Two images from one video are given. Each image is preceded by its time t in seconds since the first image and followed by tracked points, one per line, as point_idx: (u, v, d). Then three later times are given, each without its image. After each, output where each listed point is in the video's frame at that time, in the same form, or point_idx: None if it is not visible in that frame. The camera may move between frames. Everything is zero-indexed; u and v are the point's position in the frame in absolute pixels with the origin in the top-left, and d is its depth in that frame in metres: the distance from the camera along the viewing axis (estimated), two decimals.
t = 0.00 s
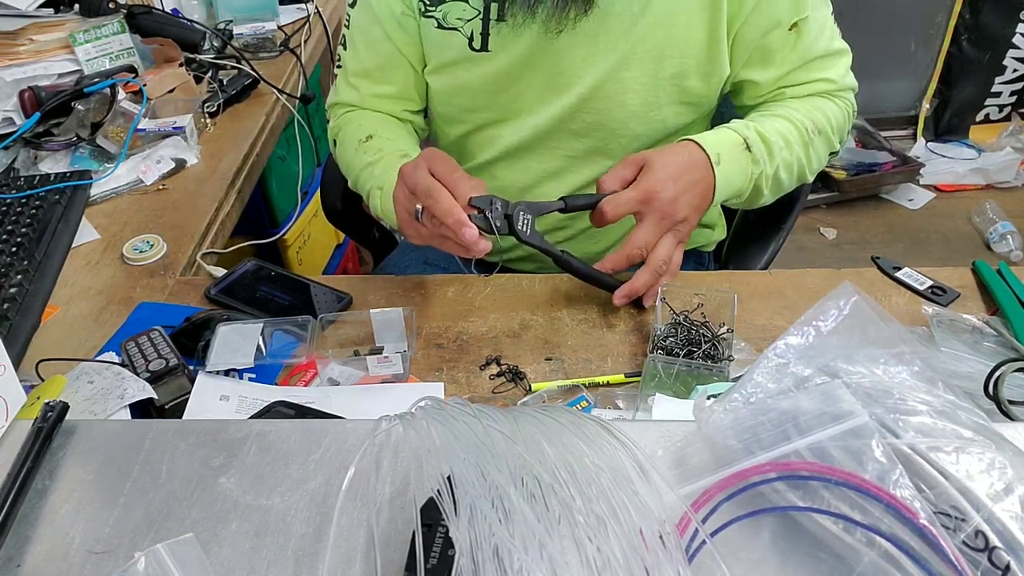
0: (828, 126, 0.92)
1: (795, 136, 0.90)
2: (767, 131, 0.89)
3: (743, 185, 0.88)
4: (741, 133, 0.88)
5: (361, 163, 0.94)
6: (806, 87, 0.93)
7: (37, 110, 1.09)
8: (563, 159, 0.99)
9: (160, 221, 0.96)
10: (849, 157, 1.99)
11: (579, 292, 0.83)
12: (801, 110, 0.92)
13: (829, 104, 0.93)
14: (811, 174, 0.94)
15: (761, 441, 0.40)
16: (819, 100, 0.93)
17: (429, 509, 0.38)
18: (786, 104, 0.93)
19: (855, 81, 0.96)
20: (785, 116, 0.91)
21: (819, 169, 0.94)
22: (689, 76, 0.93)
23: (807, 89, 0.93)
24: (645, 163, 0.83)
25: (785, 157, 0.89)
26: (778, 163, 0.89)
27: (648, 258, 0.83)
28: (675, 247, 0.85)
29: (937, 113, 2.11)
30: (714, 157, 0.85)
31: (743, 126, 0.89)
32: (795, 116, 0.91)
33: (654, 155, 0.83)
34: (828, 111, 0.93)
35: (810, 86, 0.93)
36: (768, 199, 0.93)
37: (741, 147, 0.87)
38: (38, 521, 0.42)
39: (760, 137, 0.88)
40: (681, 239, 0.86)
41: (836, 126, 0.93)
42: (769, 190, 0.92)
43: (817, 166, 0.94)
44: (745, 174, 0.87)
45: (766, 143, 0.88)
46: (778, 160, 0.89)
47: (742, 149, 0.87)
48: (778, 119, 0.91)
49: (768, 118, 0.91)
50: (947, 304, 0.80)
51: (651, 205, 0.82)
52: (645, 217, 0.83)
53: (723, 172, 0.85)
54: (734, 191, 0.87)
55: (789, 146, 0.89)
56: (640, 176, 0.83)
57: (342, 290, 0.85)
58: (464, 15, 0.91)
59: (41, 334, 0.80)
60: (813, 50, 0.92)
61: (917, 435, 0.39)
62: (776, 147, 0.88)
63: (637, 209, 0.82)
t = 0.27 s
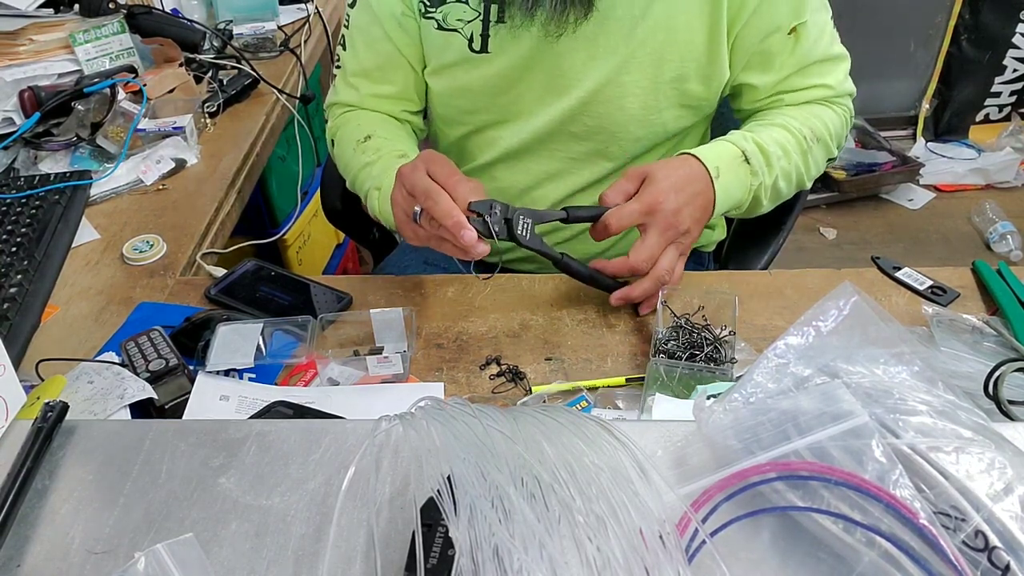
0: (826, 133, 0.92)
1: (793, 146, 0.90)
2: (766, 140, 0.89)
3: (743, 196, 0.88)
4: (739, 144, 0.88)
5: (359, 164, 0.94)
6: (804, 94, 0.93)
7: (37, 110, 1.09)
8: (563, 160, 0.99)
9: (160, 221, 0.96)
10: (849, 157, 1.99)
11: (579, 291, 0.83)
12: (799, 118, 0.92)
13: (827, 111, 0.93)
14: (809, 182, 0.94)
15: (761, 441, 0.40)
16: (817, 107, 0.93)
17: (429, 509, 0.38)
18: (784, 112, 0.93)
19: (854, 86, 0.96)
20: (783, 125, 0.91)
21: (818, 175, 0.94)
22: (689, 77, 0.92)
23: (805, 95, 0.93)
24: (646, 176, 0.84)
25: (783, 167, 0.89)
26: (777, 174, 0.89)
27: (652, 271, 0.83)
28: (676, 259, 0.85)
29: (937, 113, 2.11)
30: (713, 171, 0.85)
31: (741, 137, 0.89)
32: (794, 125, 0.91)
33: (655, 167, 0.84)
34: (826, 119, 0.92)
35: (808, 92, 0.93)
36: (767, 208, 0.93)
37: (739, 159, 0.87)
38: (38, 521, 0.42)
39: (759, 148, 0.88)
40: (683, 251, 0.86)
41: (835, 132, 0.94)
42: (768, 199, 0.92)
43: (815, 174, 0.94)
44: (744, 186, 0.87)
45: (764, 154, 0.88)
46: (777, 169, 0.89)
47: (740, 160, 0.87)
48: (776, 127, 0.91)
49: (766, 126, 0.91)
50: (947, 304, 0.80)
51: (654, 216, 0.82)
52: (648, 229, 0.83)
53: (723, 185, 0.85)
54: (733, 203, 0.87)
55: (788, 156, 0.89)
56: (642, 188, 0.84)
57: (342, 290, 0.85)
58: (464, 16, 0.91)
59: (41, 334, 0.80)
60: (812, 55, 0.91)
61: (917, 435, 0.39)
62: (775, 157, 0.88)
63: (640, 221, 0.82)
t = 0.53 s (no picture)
0: (821, 139, 0.92)
1: (787, 154, 0.89)
2: (759, 150, 0.88)
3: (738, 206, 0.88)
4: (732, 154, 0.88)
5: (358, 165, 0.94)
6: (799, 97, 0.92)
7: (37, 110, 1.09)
8: (563, 160, 0.99)
9: (160, 221, 0.96)
10: (849, 156, 1.99)
11: (579, 291, 0.83)
12: (794, 122, 0.91)
13: (821, 116, 0.93)
14: (804, 187, 0.94)
15: (761, 441, 0.40)
16: (813, 111, 0.93)
17: (429, 509, 0.38)
18: (779, 116, 0.93)
19: (849, 89, 0.95)
20: (777, 131, 0.90)
21: (814, 180, 0.94)
22: (689, 77, 0.93)
23: (800, 98, 0.92)
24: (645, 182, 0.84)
25: (777, 175, 0.89)
26: (771, 182, 0.89)
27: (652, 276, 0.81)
28: (677, 264, 0.84)
29: (937, 113, 2.11)
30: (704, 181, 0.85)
31: (734, 147, 0.89)
32: (788, 133, 0.90)
33: (654, 175, 0.84)
34: (821, 124, 0.92)
35: (804, 95, 0.92)
36: (763, 215, 0.93)
37: (732, 168, 0.87)
38: (38, 521, 0.42)
39: (752, 157, 0.88)
40: (683, 257, 0.85)
41: (830, 137, 0.93)
42: (764, 207, 0.92)
43: (810, 179, 0.94)
44: (738, 195, 0.87)
45: (758, 163, 0.88)
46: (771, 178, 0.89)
47: (733, 170, 0.87)
48: (770, 135, 0.90)
49: (760, 135, 0.91)
50: (947, 304, 0.80)
51: (654, 221, 0.82)
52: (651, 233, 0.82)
53: (716, 196, 0.85)
54: (727, 213, 0.87)
55: (781, 164, 0.89)
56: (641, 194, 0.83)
57: (342, 290, 0.85)
58: (462, 18, 0.91)
59: (41, 334, 0.80)
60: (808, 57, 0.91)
61: (917, 435, 0.39)
62: (769, 165, 0.88)
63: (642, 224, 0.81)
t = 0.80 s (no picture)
0: (829, 134, 0.92)
1: (796, 148, 0.89)
2: (769, 144, 0.88)
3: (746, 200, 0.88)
4: (743, 149, 0.87)
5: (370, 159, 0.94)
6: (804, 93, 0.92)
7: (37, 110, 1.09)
8: (563, 162, 0.99)
9: (160, 221, 0.96)
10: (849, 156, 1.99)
11: (579, 291, 0.83)
12: (801, 118, 0.91)
13: (828, 111, 0.92)
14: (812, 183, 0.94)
15: (761, 441, 0.40)
16: (819, 106, 0.92)
17: (429, 509, 0.38)
18: (785, 112, 0.92)
19: (854, 86, 0.95)
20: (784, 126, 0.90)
21: (820, 176, 0.94)
22: (689, 79, 0.93)
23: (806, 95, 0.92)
24: (662, 173, 0.83)
25: (786, 171, 0.89)
26: (780, 178, 0.89)
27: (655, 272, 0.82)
28: (676, 263, 0.84)
29: (937, 113, 2.11)
30: (718, 175, 0.84)
31: (744, 142, 0.88)
32: (796, 127, 0.90)
33: (672, 166, 0.83)
34: (828, 119, 0.92)
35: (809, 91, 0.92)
36: (769, 211, 0.93)
37: (742, 164, 0.86)
38: (38, 520, 0.42)
39: (762, 152, 0.88)
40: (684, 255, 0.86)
41: (836, 133, 0.93)
42: (770, 203, 0.92)
43: (818, 174, 0.94)
44: (747, 191, 0.87)
45: (768, 158, 0.88)
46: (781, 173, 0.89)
47: (744, 165, 0.87)
48: (778, 129, 0.90)
49: (769, 128, 0.91)
50: (947, 304, 0.80)
51: (665, 217, 0.82)
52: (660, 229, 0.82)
53: (728, 191, 0.85)
54: (735, 209, 0.87)
55: (790, 159, 0.89)
56: (656, 185, 0.83)
57: (342, 290, 0.85)
58: (460, 21, 0.91)
59: (41, 334, 0.80)
60: (810, 54, 0.91)
61: (917, 435, 0.39)
62: (778, 161, 0.88)
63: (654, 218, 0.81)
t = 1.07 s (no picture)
0: (835, 125, 0.91)
1: (802, 141, 0.89)
2: (775, 136, 0.88)
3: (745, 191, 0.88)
4: (748, 142, 0.86)
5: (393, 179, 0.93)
6: (810, 84, 0.92)
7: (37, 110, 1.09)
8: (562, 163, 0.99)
9: (160, 221, 0.96)
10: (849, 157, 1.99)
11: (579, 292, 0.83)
12: (808, 109, 0.91)
13: (834, 102, 0.92)
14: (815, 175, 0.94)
15: (760, 441, 0.40)
16: (824, 96, 0.92)
17: (429, 509, 0.38)
18: (792, 103, 0.92)
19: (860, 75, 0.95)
20: (791, 117, 0.90)
21: (824, 168, 0.94)
22: (689, 79, 0.93)
23: (812, 85, 0.92)
24: (667, 165, 0.82)
25: (791, 164, 0.89)
26: (784, 172, 0.88)
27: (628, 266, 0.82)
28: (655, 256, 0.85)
29: (936, 113, 2.11)
30: (719, 170, 0.84)
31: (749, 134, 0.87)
32: (802, 118, 0.90)
33: (678, 158, 0.83)
34: (834, 109, 0.92)
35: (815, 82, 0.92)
36: (766, 203, 0.93)
37: (747, 159, 0.85)
38: (38, 521, 0.42)
39: (768, 146, 0.87)
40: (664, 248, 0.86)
41: (842, 123, 0.93)
42: (770, 196, 0.92)
43: (822, 166, 0.94)
44: (748, 186, 0.86)
45: (773, 153, 0.87)
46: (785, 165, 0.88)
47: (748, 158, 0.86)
48: (784, 121, 0.90)
49: (774, 120, 0.90)
50: (947, 304, 0.80)
51: (657, 216, 0.81)
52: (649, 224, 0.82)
53: (724, 188, 0.84)
54: (731, 203, 0.87)
55: (796, 152, 0.89)
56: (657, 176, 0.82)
57: (342, 290, 0.85)
58: (460, 15, 0.90)
59: (42, 335, 0.80)
60: (814, 45, 0.91)
61: (917, 435, 0.39)
62: (783, 155, 0.87)
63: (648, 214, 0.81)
